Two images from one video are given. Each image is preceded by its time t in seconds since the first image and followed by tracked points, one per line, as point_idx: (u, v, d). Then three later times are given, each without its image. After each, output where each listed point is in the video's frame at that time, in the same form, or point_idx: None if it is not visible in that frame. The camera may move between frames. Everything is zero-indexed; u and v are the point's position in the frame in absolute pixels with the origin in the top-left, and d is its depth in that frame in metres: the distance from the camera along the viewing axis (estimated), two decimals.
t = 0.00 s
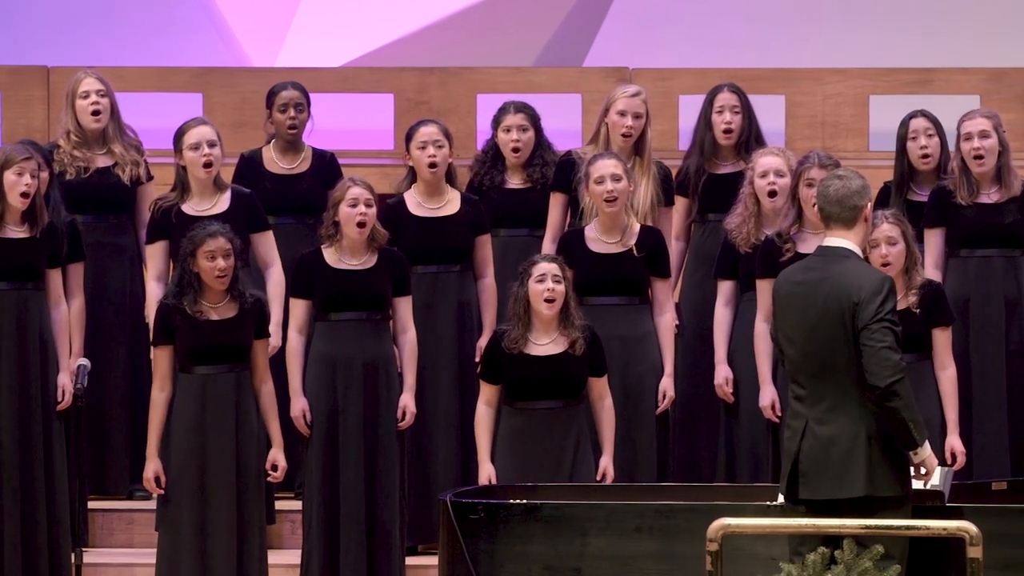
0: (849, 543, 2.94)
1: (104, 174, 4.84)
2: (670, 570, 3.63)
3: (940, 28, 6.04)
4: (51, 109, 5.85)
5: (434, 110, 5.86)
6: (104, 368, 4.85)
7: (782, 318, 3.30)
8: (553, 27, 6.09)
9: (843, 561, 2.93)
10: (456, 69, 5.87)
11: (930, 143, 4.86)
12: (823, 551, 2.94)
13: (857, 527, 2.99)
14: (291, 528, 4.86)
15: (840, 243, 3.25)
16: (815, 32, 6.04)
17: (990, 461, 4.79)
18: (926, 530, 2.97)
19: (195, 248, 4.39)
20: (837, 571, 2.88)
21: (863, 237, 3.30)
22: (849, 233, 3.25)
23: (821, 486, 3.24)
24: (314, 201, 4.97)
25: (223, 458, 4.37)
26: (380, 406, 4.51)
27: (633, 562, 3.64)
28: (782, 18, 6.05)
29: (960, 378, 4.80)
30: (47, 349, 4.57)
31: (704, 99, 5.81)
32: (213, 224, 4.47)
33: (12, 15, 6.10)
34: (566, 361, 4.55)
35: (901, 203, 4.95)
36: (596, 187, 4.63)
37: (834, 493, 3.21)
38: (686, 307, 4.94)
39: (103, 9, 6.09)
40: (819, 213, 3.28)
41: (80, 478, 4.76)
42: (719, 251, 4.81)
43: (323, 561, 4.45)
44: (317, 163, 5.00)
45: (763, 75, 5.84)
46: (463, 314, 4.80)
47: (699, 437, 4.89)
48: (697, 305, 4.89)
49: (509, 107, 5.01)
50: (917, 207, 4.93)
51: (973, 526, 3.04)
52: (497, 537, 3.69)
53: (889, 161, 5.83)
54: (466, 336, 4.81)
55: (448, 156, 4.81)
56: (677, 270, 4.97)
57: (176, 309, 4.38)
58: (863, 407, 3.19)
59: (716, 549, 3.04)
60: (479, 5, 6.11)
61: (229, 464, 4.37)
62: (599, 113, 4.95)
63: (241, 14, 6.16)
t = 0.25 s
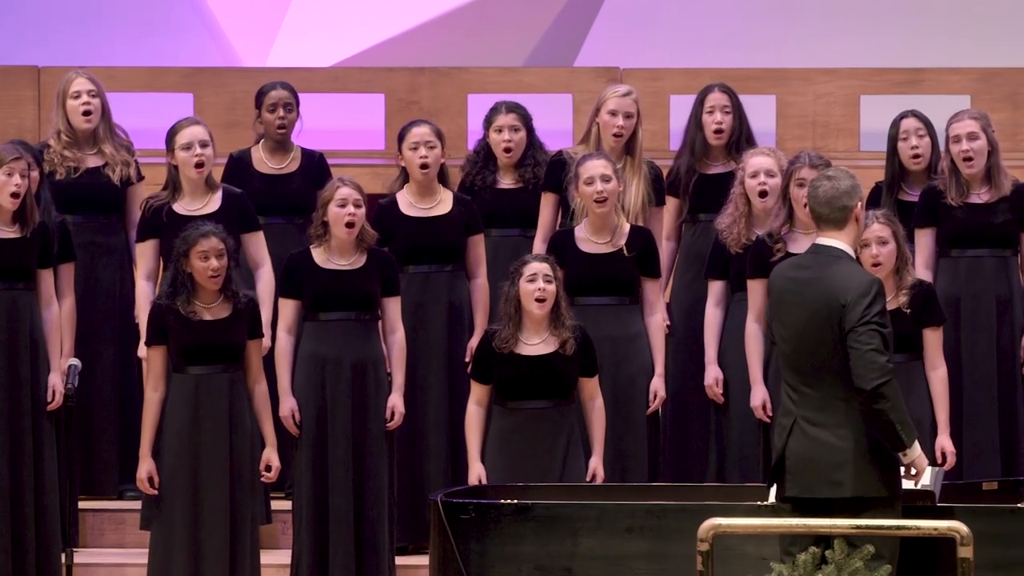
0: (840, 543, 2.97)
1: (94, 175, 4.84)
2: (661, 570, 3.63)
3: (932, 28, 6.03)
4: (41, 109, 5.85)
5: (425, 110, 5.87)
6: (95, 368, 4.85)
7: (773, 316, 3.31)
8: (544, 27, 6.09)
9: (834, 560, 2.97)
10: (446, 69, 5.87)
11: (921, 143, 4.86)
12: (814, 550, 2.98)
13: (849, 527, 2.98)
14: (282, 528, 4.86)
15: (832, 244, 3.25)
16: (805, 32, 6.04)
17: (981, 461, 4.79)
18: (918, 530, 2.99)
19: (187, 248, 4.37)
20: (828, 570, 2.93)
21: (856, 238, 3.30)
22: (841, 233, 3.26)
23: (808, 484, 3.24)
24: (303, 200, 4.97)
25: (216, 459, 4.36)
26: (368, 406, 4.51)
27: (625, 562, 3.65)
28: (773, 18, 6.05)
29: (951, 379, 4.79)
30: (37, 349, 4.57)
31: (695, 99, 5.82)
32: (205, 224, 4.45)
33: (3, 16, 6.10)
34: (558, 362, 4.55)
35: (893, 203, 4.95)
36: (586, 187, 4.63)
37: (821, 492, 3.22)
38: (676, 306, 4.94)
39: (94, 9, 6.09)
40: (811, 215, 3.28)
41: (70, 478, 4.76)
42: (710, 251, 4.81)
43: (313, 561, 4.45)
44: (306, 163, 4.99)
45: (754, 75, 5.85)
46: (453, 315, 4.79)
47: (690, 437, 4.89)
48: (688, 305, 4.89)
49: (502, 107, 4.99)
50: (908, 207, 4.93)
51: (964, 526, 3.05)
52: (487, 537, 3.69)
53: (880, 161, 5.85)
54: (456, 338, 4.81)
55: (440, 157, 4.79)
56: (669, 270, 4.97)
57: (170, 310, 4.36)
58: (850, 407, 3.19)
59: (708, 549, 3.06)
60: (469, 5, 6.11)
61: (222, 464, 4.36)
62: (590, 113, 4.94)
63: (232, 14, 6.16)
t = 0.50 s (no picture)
0: (830, 543, 2.90)
1: (84, 175, 4.84)
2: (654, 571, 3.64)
3: (923, 28, 6.03)
4: (32, 109, 5.85)
5: (415, 110, 5.87)
6: (85, 368, 4.85)
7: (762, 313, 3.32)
8: (534, 27, 6.09)
9: (825, 560, 2.89)
10: (437, 69, 5.88)
11: (911, 143, 4.86)
12: (804, 550, 2.91)
13: (839, 527, 2.98)
14: (272, 528, 4.86)
15: (822, 243, 3.25)
16: (797, 31, 6.04)
17: (971, 461, 4.79)
18: (907, 530, 2.98)
19: (179, 249, 4.36)
20: (818, 570, 2.86)
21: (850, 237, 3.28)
22: (830, 232, 3.25)
23: (794, 482, 3.25)
24: (292, 200, 4.97)
25: (208, 459, 4.35)
26: (358, 407, 4.51)
27: (616, 562, 3.65)
28: (764, 18, 6.04)
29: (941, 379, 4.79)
30: (28, 348, 4.57)
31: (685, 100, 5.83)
32: (197, 224, 4.44)
33: None
34: (548, 362, 4.55)
35: (883, 203, 4.94)
36: (576, 188, 4.64)
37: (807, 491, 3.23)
38: (667, 307, 4.93)
39: (85, 8, 6.09)
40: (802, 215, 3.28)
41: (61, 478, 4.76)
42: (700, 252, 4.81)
43: (301, 561, 4.46)
44: (294, 163, 5.00)
45: (744, 75, 5.86)
46: (443, 316, 4.79)
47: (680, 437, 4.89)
48: (677, 305, 4.90)
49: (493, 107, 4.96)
50: (898, 207, 4.93)
51: (955, 527, 3.02)
52: (477, 537, 3.68)
53: (870, 161, 5.86)
54: (444, 336, 4.80)
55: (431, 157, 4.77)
56: (659, 270, 4.98)
57: (162, 310, 4.36)
58: (836, 407, 3.19)
59: (697, 549, 3.02)
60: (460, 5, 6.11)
61: (213, 465, 4.36)
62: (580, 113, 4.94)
63: (223, 13, 6.15)
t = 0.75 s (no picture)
0: (820, 543, 2.95)
1: (74, 175, 4.84)
2: (644, 571, 3.63)
3: (912, 28, 6.04)
4: (22, 109, 5.86)
5: (406, 109, 5.90)
6: (75, 368, 4.85)
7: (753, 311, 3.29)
8: (524, 27, 6.10)
9: (815, 560, 2.95)
10: (427, 69, 5.91)
11: (902, 143, 4.86)
12: (794, 551, 2.96)
13: (828, 526, 2.98)
14: (262, 528, 4.86)
15: (817, 240, 3.25)
16: (787, 31, 6.04)
17: (961, 460, 4.80)
18: (897, 530, 2.99)
19: (171, 248, 4.37)
20: (809, 570, 2.92)
21: (847, 238, 3.28)
22: (825, 230, 3.25)
23: (787, 480, 3.24)
24: (281, 200, 4.98)
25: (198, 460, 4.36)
26: (348, 407, 4.52)
27: (605, 562, 3.64)
28: (754, 18, 6.03)
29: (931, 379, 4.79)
30: (18, 349, 4.56)
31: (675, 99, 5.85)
32: (189, 223, 4.44)
33: None
34: (538, 362, 4.56)
35: (873, 203, 4.95)
36: (567, 188, 4.64)
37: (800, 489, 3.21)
38: (657, 307, 4.94)
39: (74, 8, 6.10)
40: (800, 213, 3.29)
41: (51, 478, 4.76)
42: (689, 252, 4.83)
43: (291, 560, 4.47)
44: (283, 163, 5.01)
45: (734, 75, 5.88)
46: (433, 316, 4.79)
47: (669, 436, 4.89)
48: (667, 306, 4.90)
49: (484, 107, 4.96)
50: (887, 208, 4.93)
51: (945, 526, 3.05)
52: (467, 537, 3.68)
53: (859, 161, 5.88)
54: (433, 336, 4.80)
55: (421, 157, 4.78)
56: (649, 270, 4.98)
57: (152, 309, 4.36)
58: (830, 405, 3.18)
59: (688, 549, 3.05)
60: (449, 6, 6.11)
61: (202, 467, 4.36)
62: (571, 113, 4.94)
63: (212, 13, 6.16)
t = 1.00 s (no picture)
0: (811, 543, 2.94)
1: (65, 175, 4.84)
2: (634, 570, 3.64)
3: (902, 28, 6.04)
4: (12, 109, 5.86)
5: (395, 110, 5.91)
6: (64, 368, 4.84)
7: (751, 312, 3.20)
8: (514, 28, 6.10)
9: (805, 561, 2.93)
10: (417, 69, 5.92)
11: (892, 143, 4.86)
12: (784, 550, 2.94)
13: (817, 527, 2.97)
14: (252, 528, 4.86)
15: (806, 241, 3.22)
16: (777, 31, 6.04)
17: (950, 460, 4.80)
18: (888, 530, 2.98)
19: (161, 248, 4.36)
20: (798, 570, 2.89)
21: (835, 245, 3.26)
22: (813, 233, 3.23)
23: (788, 478, 3.17)
24: (269, 200, 4.99)
25: (186, 461, 4.36)
26: (340, 406, 4.52)
27: (595, 562, 3.64)
28: (743, 18, 6.04)
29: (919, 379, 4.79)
30: (7, 350, 4.54)
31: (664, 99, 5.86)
32: (180, 223, 4.44)
33: None
34: (527, 362, 4.56)
35: (863, 203, 4.94)
36: (557, 189, 4.63)
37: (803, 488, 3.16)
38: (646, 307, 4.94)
39: (65, 9, 6.10)
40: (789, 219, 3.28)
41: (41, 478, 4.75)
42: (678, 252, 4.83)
43: (282, 561, 4.47)
44: (271, 164, 5.02)
45: (723, 75, 5.90)
46: (423, 316, 4.79)
47: (659, 436, 4.90)
48: (658, 305, 4.89)
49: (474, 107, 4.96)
50: (878, 208, 4.94)
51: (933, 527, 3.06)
52: (458, 537, 3.67)
53: (849, 161, 5.90)
54: (422, 336, 4.80)
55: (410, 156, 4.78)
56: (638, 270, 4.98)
57: (141, 309, 4.35)
58: (831, 401, 3.15)
59: (678, 550, 3.06)
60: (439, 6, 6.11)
61: (190, 469, 4.36)
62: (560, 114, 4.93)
63: (201, 13, 6.16)
